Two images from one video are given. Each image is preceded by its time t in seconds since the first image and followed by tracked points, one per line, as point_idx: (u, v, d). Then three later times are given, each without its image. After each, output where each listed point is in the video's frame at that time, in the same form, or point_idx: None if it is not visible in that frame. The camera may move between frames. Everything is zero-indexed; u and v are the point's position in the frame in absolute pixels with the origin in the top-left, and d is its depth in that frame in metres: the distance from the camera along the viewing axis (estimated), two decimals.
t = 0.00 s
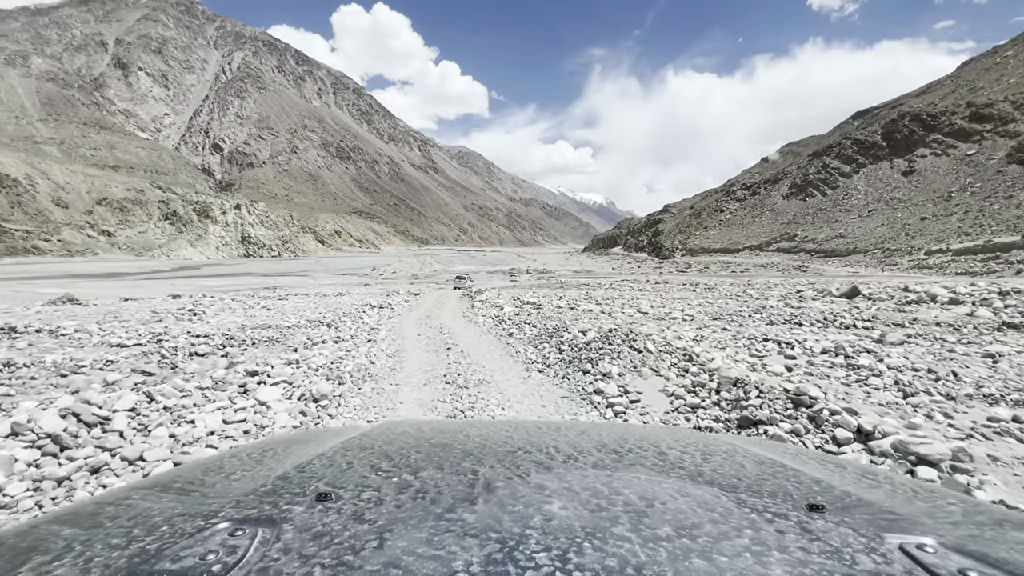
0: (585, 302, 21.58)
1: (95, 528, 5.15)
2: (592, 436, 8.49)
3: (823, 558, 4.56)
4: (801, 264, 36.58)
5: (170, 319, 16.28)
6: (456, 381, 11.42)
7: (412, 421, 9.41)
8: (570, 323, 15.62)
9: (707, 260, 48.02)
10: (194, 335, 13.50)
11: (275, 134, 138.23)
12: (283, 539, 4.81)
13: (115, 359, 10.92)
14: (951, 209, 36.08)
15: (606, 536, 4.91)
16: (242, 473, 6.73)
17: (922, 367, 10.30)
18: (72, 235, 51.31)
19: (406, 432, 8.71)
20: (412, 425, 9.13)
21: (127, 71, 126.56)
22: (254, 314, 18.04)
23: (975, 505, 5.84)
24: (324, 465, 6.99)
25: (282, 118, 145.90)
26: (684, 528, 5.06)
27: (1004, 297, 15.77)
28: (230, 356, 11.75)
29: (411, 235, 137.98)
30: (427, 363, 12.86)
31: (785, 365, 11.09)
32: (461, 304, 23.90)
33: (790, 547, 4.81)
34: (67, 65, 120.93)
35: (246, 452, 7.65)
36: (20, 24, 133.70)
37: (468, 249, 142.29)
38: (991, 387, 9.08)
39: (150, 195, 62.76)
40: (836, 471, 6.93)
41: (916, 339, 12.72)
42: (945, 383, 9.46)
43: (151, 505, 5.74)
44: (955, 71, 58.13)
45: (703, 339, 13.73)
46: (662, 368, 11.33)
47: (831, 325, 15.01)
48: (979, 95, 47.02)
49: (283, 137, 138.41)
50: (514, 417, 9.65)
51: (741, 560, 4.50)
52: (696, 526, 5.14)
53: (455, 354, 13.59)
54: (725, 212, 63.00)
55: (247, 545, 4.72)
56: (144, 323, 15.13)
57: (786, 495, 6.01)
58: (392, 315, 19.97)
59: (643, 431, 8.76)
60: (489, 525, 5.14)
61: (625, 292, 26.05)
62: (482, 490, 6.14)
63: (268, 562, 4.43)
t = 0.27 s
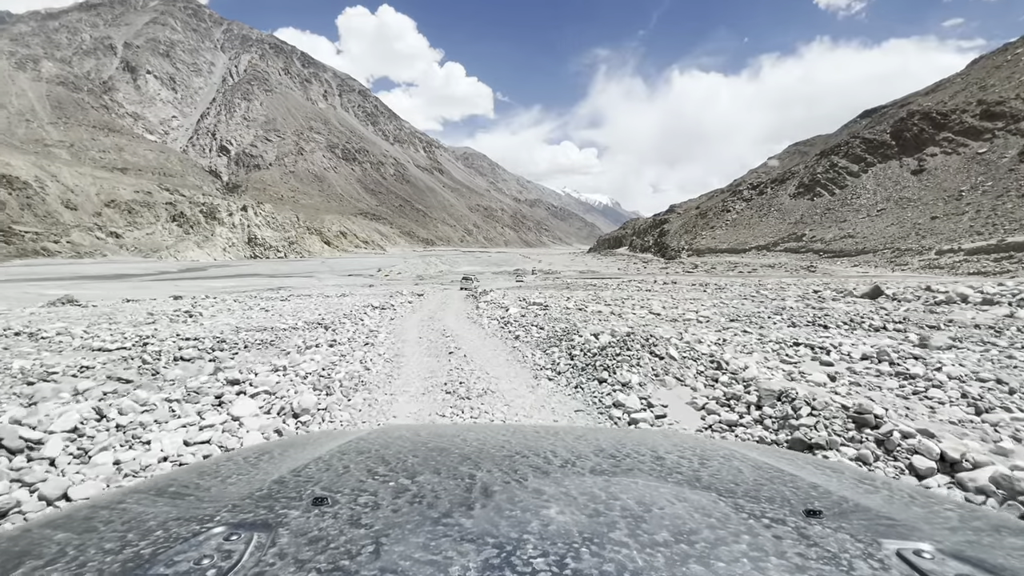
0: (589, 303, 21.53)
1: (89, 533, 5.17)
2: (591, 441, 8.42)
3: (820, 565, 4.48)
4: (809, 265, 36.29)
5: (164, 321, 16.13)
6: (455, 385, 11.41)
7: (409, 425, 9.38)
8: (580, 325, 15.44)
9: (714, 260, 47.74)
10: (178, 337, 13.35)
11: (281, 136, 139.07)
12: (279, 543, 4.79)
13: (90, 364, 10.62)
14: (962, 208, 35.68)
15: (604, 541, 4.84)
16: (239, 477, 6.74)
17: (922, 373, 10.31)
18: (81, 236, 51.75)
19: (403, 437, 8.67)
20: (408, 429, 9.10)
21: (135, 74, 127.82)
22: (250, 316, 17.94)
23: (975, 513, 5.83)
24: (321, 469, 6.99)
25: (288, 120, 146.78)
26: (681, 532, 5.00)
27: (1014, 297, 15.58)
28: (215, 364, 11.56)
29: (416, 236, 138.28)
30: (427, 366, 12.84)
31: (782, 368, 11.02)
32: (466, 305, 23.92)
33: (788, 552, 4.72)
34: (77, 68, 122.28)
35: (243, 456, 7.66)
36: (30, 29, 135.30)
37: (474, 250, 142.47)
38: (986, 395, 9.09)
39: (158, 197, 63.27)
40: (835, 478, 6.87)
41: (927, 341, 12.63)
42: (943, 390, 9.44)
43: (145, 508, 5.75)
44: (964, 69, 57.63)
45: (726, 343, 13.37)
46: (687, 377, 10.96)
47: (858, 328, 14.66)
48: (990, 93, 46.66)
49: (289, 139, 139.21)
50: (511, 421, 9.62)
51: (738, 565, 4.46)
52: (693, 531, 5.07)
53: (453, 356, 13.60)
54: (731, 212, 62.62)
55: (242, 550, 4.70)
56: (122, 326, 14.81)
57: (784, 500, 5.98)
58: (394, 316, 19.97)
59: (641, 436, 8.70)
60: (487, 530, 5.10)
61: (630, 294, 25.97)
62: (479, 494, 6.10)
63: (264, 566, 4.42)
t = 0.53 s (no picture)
0: (594, 305, 21.49)
1: (85, 546, 5.15)
2: (591, 448, 8.36)
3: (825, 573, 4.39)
4: (818, 266, 35.99)
5: (157, 324, 15.93)
6: (457, 390, 11.41)
7: (409, 432, 9.37)
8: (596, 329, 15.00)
9: (721, 262, 47.46)
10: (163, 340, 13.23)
11: (288, 139, 139.99)
12: (278, 555, 4.76)
13: (60, 373, 10.32)
14: (974, 208, 35.26)
15: (606, 551, 4.79)
16: (237, 487, 6.73)
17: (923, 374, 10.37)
18: (91, 239, 52.19)
19: (403, 445, 8.66)
20: (408, 437, 9.09)
21: (145, 78, 129.19)
22: (247, 318, 17.83)
23: (978, 516, 5.74)
24: (320, 478, 6.99)
25: (295, 123, 147.77)
26: (685, 542, 4.94)
27: None
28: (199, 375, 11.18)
29: (422, 238, 138.71)
30: (428, 371, 12.85)
31: (780, 368, 10.96)
32: (471, 306, 23.96)
33: (793, 559, 4.65)
34: (88, 73, 123.75)
35: (241, 466, 7.62)
36: (42, 34, 137.10)
37: (479, 251, 142.73)
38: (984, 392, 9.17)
39: (166, 200, 63.83)
40: (838, 482, 6.79)
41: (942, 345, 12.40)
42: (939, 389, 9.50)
43: (142, 520, 5.73)
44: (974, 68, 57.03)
45: (752, 347, 12.77)
46: (721, 392, 10.39)
47: (891, 331, 14.10)
48: (1001, 91, 46.38)
49: (296, 142, 140.12)
50: (512, 427, 9.61)
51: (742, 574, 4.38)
52: (697, 541, 4.99)
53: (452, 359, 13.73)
54: (739, 213, 62.23)
55: (241, 561, 4.66)
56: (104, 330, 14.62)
57: (788, 507, 5.90)
58: (396, 319, 19.98)
59: (643, 442, 8.62)
60: (487, 540, 5.07)
61: (636, 295, 25.91)
62: (479, 504, 6.07)
63: None
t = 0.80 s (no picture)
0: (601, 307, 21.35)
1: (95, 548, 5.09)
2: (597, 442, 8.24)
3: (833, 562, 4.24)
4: (829, 267, 35.57)
5: (150, 328, 15.67)
6: (463, 391, 11.39)
7: (412, 431, 9.31)
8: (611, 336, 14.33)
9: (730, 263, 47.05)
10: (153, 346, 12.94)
11: (295, 142, 140.86)
12: (286, 554, 4.69)
13: (29, 382, 9.68)
14: (990, 208, 34.72)
15: (614, 543, 4.66)
16: (244, 487, 6.67)
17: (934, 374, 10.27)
18: (100, 242, 52.54)
19: (408, 442, 8.59)
20: (413, 435, 9.04)
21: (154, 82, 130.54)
22: (245, 322, 17.61)
23: (983, 500, 5.66)
24: (327, 478, 6.92)
25: (302, 126, 148.72)
26: (692, 533, 4.80)
27: None
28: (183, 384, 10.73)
29: (428, 240, 138.99)
30: (431, 374, 12.82)
31: (833, 384, 9.94)
32: (477, 309, 23.90)
33: (800, 550, 4.47)
34: (98, 77, 125.21)
35: (247, 466, 7.54)
36: (54, 40, 139.00)
37: (485, 254, 142.71)
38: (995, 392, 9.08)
39: (175, 203, 64.26)
40: (843, 471, 6.76)
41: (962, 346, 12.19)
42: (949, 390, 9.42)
43: (151, 522, 5.67)
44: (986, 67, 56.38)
45: (789, 357, 11.88)
46: (768, 411, 9.39)
47: (933, 337, 13.17)
48: (1014, 91, 46.12)
49: (303, 145, 140.97)
50: (516, 425, 9.53)
51: (751, 565, 4.24)
52: (704, 531, 4.86)
53: (454, 364, 13.55)
54: (747, 215, 61.77)
55: (249, 560, 4.58)
56: (94, 334, 14.39)
57: (793, 498, 5.75)
58: (401, 323, 19.74)
59: (647, 435, 8.51)
60: (495, 535, 4.95)
61: (644, 297, 25.73)
62: (486, 500, 5.95)
63: None
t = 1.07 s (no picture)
0: (609, 309, 21.44)
1: (100, 527, 5.17)
2: (597, 437, 8.47)
3: (828, 561, 4.55)
4: (839, 270, 35.33)
5: (143, 331, 15.12)
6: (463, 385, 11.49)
7: (410, 421, 9.38)
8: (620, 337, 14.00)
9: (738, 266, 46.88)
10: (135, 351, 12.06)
11: (304, 146, 142.08)
12: (286, 538, 4.76)
13: None
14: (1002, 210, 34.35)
15: (609, 536, 4.89)
16: (247, 471, 6.75)
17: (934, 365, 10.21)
18: (112, 245, 53.21)
19: (409, 431, 8.69)
20: (414, 425, 9.15)
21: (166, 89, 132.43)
22: (241, 324, 16.88)
23: (984, 508, 5.81)
24: (327, 464, 6.94)
25: (311, 130, 150.04)
26: (688, 529, 5.05)
27: None
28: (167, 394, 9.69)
29: (435, 243, 139.44)
30: (431, 367, 12.89)
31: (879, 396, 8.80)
32: (484, 311, 24.01)
33: (794, 548, 4.79)
34: (111, 84, 127.21)
35: (250, 452, 7.69)
36: (68, 47, 141.45)
37: (492, 256, 142.81)
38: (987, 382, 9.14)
39: (185, 207, 64.95)
40: (842, 474, 6.94)
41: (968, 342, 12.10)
42: (943, 381, 9.46)
43: (155, 503, 5.77)
44: (997, 68, 55.83)
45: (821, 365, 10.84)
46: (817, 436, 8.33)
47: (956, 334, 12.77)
48: None
49: (311, 149, 142.16)
50: (516, 417, 9.72)
51: (744, 561, 4.50)
52: (699, 528, 5.13)
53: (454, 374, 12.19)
54: (755, 217, 61.43)
55: (251, 543, 4.66)
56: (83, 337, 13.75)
57: (790, 497, 6.03)
58: (403, 326, 18.61)
59: (645, 433, 8.78)
60: (492, 525, 5.11)
61: (651, 299, 25.76)
62: (484, 491, 6.05)
63: (273, 561, 4.39)
